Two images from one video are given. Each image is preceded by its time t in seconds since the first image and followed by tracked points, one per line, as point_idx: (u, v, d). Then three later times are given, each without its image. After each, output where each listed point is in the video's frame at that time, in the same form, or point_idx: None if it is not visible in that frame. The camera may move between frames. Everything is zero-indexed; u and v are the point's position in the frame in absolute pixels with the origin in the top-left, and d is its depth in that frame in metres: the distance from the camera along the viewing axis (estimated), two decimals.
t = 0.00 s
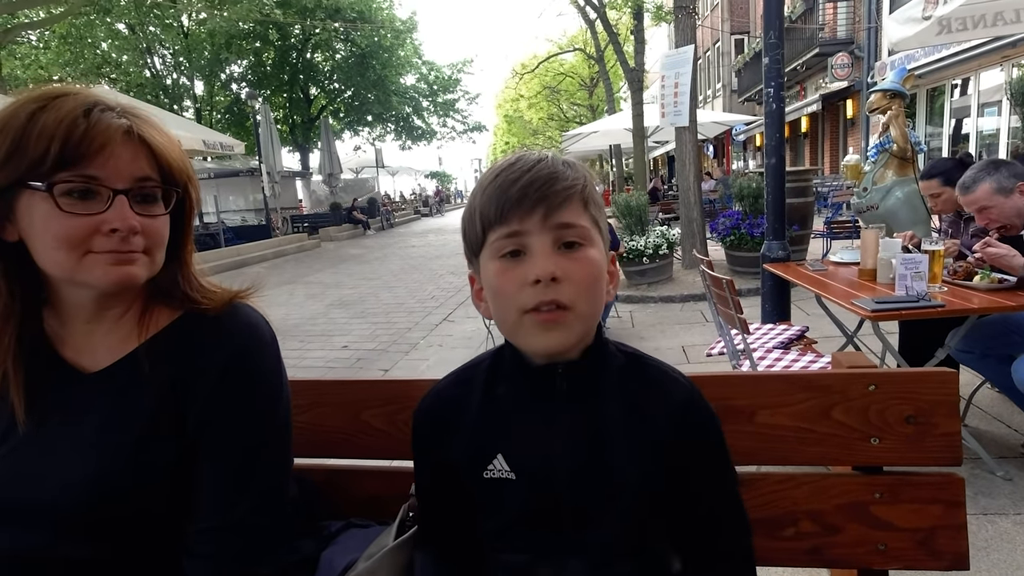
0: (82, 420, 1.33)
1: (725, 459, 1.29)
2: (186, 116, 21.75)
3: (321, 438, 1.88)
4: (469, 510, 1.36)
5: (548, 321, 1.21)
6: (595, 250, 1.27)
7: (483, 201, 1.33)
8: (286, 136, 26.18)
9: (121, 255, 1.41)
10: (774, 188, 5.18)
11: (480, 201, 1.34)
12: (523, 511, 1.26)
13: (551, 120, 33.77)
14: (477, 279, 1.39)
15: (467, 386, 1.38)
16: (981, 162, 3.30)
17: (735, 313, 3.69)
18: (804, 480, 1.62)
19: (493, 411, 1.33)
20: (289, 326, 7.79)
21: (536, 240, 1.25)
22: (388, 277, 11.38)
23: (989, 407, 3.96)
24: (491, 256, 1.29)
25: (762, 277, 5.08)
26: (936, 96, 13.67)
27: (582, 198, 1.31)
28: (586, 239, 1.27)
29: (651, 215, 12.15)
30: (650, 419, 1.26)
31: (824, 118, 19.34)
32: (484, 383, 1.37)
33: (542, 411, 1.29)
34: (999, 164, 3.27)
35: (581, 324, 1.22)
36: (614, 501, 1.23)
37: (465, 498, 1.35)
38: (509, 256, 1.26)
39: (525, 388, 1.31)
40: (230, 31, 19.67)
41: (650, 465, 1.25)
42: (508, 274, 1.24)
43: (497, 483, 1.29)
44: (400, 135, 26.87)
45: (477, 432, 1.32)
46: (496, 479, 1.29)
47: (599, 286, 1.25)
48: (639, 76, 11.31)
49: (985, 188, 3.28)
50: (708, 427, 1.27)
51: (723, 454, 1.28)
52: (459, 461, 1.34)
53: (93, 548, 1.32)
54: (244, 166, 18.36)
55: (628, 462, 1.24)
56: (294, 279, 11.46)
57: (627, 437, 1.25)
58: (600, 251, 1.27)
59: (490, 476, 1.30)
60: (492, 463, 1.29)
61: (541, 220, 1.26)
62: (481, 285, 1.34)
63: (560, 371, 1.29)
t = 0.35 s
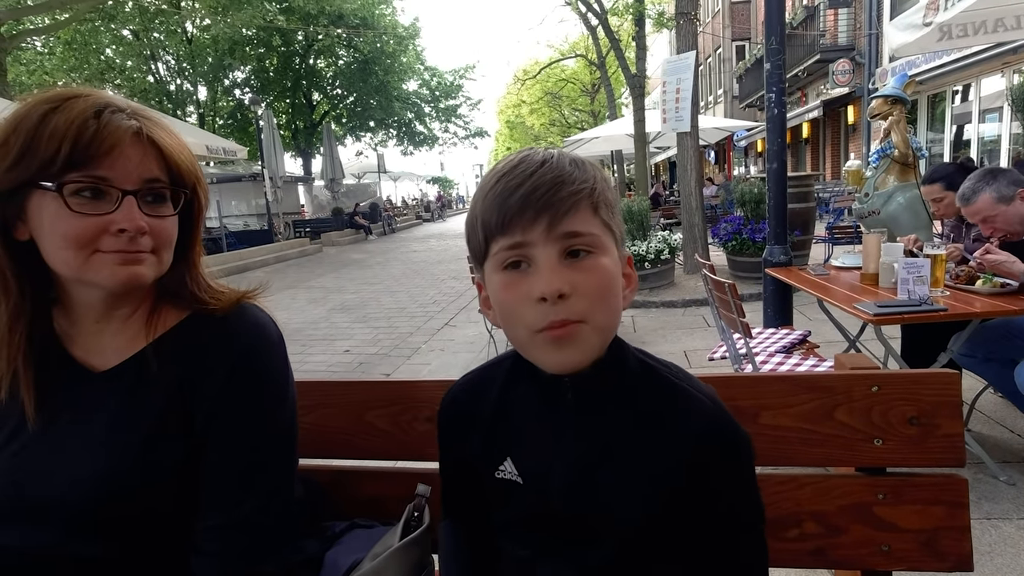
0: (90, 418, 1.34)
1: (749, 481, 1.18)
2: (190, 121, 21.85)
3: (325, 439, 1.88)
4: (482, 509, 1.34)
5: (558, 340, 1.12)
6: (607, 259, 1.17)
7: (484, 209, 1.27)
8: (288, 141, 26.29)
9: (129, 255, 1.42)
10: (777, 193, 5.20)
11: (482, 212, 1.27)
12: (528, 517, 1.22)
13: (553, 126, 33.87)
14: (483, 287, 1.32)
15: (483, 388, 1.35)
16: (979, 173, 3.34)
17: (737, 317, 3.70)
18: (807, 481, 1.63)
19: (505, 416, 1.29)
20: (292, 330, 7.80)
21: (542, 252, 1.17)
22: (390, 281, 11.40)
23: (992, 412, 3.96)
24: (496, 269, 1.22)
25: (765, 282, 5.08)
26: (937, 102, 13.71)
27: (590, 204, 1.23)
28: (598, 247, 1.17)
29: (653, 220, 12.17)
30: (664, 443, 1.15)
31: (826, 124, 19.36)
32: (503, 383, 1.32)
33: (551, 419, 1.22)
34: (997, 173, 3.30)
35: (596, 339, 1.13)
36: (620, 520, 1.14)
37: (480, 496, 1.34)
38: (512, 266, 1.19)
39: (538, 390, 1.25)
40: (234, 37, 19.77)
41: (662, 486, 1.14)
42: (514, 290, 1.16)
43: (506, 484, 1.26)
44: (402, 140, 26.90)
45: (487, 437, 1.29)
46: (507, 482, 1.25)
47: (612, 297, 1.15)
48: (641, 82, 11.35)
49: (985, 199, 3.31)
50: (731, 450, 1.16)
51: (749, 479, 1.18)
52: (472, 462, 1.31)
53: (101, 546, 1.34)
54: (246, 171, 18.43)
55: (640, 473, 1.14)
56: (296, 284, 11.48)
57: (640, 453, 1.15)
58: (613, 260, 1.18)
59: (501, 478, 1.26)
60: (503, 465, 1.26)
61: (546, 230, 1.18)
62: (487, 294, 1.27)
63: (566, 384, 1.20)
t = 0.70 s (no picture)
0: (92, 410, 1.36)
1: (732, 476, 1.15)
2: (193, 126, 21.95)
3: (327, 437, 1.89)
4: (476, 482, 1.41)
5: (521, 316, 1.17)
6: (576, 243, 1.19)
7: (465, 196, 1.31)
8: (291, 146, 26.38)
9: (127, 250, 1.44)
10: (778, 196, 5.20)
11: (464, 199, 1.31)
12: (512, 491, 1.27)
13: (555, 130, 33.92)
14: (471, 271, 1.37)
15: (482, 369, 1.42)
16: (973, 179, 3.34)
17: (738, 319, 3.70)
18: (806, 477, 1.63)
19: (499, 398, 1.35)
20: (294, 333, 7.81)
21: (512, 235, 1.20)
22: (392, 285, 11.41)
23: (994, 414, 3.95)
24: (475, 251, 1.27)
25: (766, 284, 5.08)
26: (939, 107, 13.71)
27: (564, 189, 1.23)
28: (567, 232, 1.19)
29: (655, 224, 12.18)
30: (635, 436, 1.13)
31: (828, 128, 19.37)
32: (499, 362, 1.39)
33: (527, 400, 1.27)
34: (991, 180, 3.29)
35: (559, 318, 1.16)
36: (588, 504, 1.16)
37: (475, 472, 1.41)
38: (487, 251, 1.24)
39: (522, 376, 1.30)
40: (237, 42, 19.88)
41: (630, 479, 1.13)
42: (485, 272, 1.21)
43: (494, 461, 1.33)
44: (404, 145, 26.94)
45: (482, 418, 1.36)
46: (495, 460, 1.32)
47: (578, 282, 1.17)
48: (643, 86, 11.37)
49: (980, 207, 3.31)
50: (708, 445, 1.12)
51: (731, 475, 1.14)
52: (472, 441, 1.39)
53: (103, 538, 1.35)
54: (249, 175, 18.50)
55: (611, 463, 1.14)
56: (298, 287, 11.49)
57: (608, 441, 1.15)
58: (584, 246, 1.19)
59: (491, 455, 1.33)
60: (492, 443, 1.32)
61: (515, 215, 1.21)
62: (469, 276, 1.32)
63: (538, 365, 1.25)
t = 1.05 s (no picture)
0: (104, 390, 1.39)
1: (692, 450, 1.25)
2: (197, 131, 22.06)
3: (329, 434, 1.91)
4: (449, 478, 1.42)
5: (512, 300, 1.25)
6: (558, 238, 1.29)
7: (456, 191, 1.36)
8: (294, 151, 26.48)
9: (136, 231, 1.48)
10: (779, 198, 5.20)
11: (455, 191, 1.37)
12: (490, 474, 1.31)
13: (557, 135, 34.00)
14: (452, 265, 1.42)
15: (451, 362, 1.46)
16: (973, 180, 3.35)
17: (739, 320, 3.72)
18: (803, 474, 1.64)
19: (473, 389, 1.39)
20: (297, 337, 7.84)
21: (503, 227, 1.28)
22: (394, 288, 11.44)
23: (996, 415, 3.95)
24: (464, 242, 1.33)
25: (767, 286, 5.08)
26: (941, 110, 13.71)
27: (549, 190, 1.33)
28: (551, 226, 1.29)
29: (657, 228, 12.19)
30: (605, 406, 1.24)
31: (830, 131, 19.36)
32: (465, 358, 1.44)
33: (508, 385, 1.33)
34: (991, 181, 3.30)
35: (544, 303, 1.26)
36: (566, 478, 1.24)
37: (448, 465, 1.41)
38: (477, 242, 1.30)
39: (499, 361, 1.36)
40: (241, 48, 20.00)
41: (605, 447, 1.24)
42: (476, 259, 1.28)
43: (469, 447, 1.35)
44: (407, 149, 26.97)
45: (453, 406, 1.40)
46: (470, 445, 1.34)
47: (561, 271, 1.27)
48: (644, 91, 11.39)
49: (979, 207, 3.32)
50: (673, 415, 1.23)
51: (694, 444, 1.25)
52: (443, 431, 1.41)
53: (114, 513, 1.37)
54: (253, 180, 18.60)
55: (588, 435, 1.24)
56: (301, 291, 11.52)
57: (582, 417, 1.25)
58: (564, 239, 1.29)
59: (465, 441, 1.35)
60: (468, 428, 1.35)
61: (507, 209, 1.29)
62: (455, 263, 1.38)
63: (518, 348, 1.32)
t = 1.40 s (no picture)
0: (136, 355, 1.58)
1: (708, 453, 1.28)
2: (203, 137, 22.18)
3: (333, 433, 1.92)
4: (473, 472, 1.45)
5: (545, 308, 1.25)
6: (584, 244, 1.29)
7: (479, 205, 1.37)
8: (300, 157, 26.60)
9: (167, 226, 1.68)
10: (784, 200, 5.18)
11: (477, 204, 1.38)
12: (524, 471, 1.35)
13: (562, 139, 34.05)
14: (480, 274, 1.43)
15: (480, 361, 1.50)
16: (976, 182, 3.33)
17: (742, 322, 3.70)
18: (805, 472, 1.64)
19: (503, 384, 1.42)
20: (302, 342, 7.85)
21: (529, 238, 1.29)
22: (399, 293, 11.45)
23: (1004, 417, 3.92)
24: (490, 254, 1.33)
25: (772, 288, 5.07)
26: (947, 112, 13.66)
27: (569, 200, 1.34)
28: (574, 232, 1.29)
29: (662, 231, 12.18)
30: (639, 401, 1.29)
31: (835, 134, 19.31)
32: (494, 357, 1.48)
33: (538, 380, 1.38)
34: (995, 182, 3.28)
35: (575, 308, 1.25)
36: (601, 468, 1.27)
37: (472, 460, 1.45)
38: (504, 253, 1.30)
39: (529, 358, 1.40)
40: (247, 56, 20.12)
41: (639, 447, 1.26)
42: (505, 270, 1.28)
43: (500, 443, 1.39)
44: (411, 154, 27.02)
45: (483, 402, 1.43)
46: (501, 440, 1.38)
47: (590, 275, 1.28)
48: (648, 95, 11.39)
49: (983, 209, 3.31)
50: (691, 406, 1.29)
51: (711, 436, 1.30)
52: (469, 429, 1.44)
53: (134, 472, 1.50)
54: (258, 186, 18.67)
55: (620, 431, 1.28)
56: (306, 296, 11.55)
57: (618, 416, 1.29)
58: (589, 245, 1.30)
59: (497, 437, 1.39)
60: (499, 424, 1.38)
61: (532, 220, 1.30)
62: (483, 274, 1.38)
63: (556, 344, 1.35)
